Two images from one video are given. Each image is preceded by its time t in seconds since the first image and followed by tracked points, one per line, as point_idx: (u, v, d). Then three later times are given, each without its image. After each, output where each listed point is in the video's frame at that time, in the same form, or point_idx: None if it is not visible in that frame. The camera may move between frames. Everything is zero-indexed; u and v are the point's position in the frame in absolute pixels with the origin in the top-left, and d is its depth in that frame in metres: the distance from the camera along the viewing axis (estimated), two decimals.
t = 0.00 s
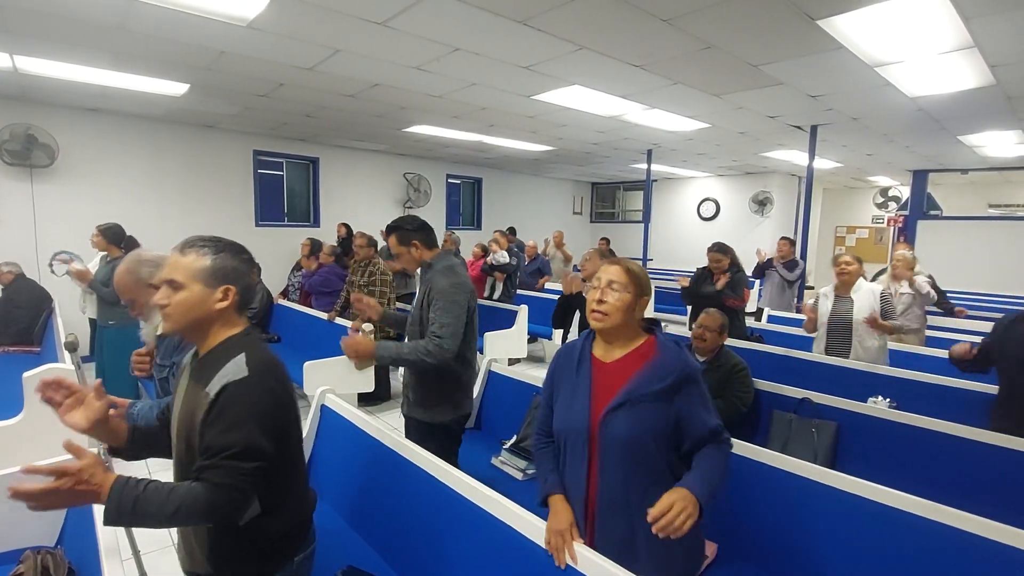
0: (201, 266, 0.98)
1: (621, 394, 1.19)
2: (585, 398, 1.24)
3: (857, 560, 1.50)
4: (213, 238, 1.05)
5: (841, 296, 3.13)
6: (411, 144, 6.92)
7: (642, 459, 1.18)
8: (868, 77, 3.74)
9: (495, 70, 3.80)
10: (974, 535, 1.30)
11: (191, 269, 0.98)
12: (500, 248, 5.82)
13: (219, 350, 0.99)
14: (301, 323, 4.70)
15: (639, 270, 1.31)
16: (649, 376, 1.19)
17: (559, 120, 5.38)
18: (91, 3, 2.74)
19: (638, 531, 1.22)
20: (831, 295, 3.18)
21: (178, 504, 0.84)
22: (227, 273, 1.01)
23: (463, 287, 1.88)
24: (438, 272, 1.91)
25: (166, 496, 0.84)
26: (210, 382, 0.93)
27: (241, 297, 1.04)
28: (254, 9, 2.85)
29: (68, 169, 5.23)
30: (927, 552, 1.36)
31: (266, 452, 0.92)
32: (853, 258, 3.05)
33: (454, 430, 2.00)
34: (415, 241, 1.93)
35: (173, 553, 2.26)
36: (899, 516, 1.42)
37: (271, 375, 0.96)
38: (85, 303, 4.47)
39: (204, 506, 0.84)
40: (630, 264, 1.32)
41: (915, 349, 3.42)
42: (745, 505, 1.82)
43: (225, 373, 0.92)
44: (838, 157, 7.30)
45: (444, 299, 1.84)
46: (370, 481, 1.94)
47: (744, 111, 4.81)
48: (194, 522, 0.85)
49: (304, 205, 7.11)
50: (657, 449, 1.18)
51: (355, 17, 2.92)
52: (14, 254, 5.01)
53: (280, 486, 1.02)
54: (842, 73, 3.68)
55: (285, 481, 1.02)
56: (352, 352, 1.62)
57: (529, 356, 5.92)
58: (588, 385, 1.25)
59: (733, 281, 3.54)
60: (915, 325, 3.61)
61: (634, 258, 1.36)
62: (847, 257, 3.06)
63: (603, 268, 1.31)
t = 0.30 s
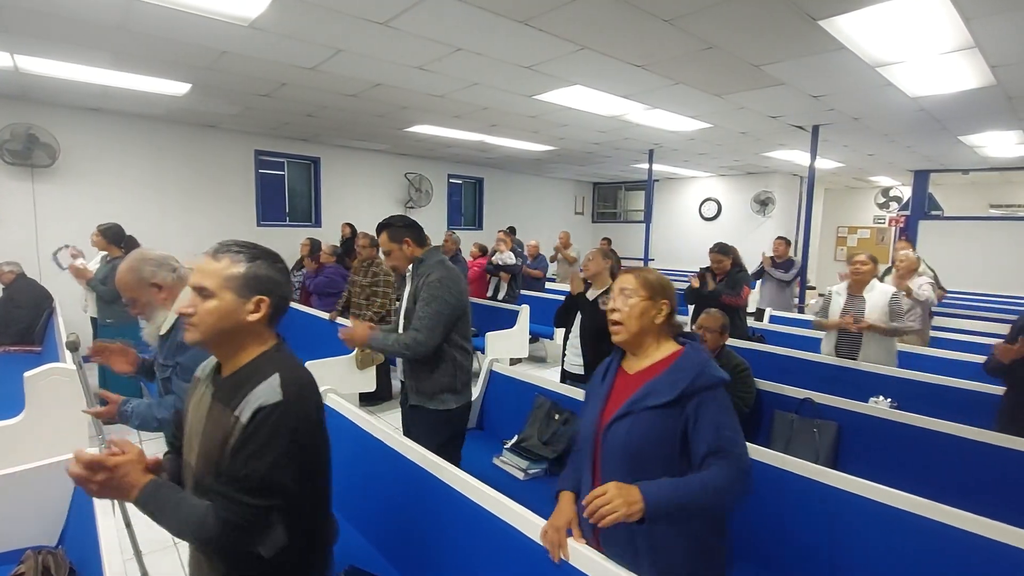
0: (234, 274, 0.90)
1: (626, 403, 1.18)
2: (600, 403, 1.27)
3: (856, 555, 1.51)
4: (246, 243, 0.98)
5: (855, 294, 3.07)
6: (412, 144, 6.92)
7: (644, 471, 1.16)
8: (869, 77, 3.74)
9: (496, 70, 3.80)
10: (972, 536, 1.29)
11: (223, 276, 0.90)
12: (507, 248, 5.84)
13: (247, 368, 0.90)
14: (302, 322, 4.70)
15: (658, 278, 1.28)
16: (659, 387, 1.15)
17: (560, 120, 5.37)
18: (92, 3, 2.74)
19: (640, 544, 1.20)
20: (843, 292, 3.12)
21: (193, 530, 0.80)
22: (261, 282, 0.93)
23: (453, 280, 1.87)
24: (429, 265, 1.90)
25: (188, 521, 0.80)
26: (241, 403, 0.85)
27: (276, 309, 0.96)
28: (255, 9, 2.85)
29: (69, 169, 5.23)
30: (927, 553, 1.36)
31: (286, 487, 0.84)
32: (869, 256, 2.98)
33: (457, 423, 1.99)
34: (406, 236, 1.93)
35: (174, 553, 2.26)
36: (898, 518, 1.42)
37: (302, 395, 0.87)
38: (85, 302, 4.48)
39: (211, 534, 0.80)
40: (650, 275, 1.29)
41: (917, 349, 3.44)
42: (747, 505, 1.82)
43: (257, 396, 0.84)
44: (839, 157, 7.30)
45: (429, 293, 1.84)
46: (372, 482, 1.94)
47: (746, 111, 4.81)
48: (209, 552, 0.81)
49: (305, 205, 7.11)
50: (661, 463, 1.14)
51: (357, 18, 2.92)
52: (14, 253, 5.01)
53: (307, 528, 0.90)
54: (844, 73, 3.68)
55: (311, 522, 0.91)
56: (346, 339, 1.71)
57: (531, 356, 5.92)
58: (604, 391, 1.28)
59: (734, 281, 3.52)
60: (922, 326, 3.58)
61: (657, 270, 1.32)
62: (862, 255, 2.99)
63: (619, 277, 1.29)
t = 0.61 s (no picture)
0: (270, 290, 0.90)
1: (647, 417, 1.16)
2: (628, 415, 1.25)
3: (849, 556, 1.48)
4: (287, 254, 0.97)
5: (878, 296, 3.08)
6: (421, 144, 6.94)
7: (659, 492, 1.11)
8: (882, 76, 3.71)
9: (505, 70, 3.79)
10: (963, 531, 1.26)
11: (258, 294, 0.90)
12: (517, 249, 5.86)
13: (286, 393, 0.90)
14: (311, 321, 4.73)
15: (714, 284, 1.21)
16: (683, 406, 1.09)
17: (569, 120, 5.36)
18: (107, 5, 2.77)
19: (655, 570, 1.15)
20: (864, 294, 3.14)
21: None
22: (299, 299, 0.92)
23: (468, 271, 1.95)
24: (433, 267, 1.94)
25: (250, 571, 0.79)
26: (288, 437, 0.84)
27: (314, 327, 0.94)
28: (267, 10, 2.87)
29: (82, 170, 5.29)
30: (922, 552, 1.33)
31: (359, 517, 0.84)
32: (894, 258, 3.00)
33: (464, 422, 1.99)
34: (409, 237, 1.92)
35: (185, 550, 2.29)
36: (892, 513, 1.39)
37: (348, 420, 0.86)
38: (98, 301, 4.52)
39: None
40: (704, 277, 1.22)
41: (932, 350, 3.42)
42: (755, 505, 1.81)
43: (305, 429, 0.83)
44: (851, 156, 7.24)
45: (466, 287, 1.93)
46: (383, 482, 1.96)
47: (756, 110, 4.78)
48: None
49: (315, 205, 7.15)
50: (673, 487, 1.09)
51: (367, 19, 2.93)
52: (29, 253, 5.07)
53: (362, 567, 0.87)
54: (856, 72, 3.65)
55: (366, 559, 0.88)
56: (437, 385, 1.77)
57: (539, 356, 5.93)
58: (634, 404, 1.26)
59: (748, 282, 3.56)
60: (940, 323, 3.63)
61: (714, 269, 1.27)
62: (887, 257, 3.01)
63: (667, 278, 1.25)
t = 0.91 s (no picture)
0: (314, 291, 0.91)
1: (680, 407, 1.14)
2: (657, 400, 1.25)
3: (867, 556, 1.47)
4: (330, 251, 0.99)
5: (923, 298, 3.06)
6: (446, 145, 6.98)
7: (689, 480, 1.10)
8: (920, 69, 3.58)
9: (530, 70, 3.79)
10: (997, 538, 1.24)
11: (303, 294, 0.92)
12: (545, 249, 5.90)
13: (328, 391, 0.92)
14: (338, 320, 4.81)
15: (765, 286, 1.20)
16: (721, 401, 1.08)
17: (595, 119, 5.33)
18: (146, 14, 2.87)
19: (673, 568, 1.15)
20: (911, 296, 3.12)
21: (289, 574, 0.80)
22: (342, 299, 0.93)
23: (510, 277, 1.97)
24: (479, 269, 1.98)
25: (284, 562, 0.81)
26: (328, 434, 0.86)
27: (357, 328, 0.96)
28: (296, 15, 2.92)
29: (121, 173, 5.49)
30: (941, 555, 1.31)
31: (392, 520, 0.85)
32: (941, 260, 2.96)
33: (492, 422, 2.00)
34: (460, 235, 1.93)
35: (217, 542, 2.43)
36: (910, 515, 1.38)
37: (387, 420, 0.88)
38: (136, 299, 4.69)
39: None
40: (758, 279, 1.21)
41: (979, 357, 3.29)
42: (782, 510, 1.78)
43: (346, 429, 0.85)
44: (886, 153, 7.01)
45: (498, 293, 1.93)
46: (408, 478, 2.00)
47: (787, 107, 4.67)
48: None
49: (343, 206, 7.25)
50: (704, 477, 1.09)
51: (394, 22, 2.97)
52: (72, 253, 5.28)
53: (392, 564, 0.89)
54: (892, 66, 3.54)
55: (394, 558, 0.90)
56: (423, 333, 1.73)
57: (564, 356, 5.91)
58: (661, 389, 1.26)
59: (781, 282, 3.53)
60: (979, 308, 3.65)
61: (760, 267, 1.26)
62: (934, 259, 2.97)
63: (719, 272, 1.25)
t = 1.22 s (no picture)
0: (350, 286, 0.93)
1: (705, 404, 1.16)
2: (672, 400, 1.23)
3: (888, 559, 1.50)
4: (360, 248, 1.00)
5: (971, 303, 2.95)
6: (473, 145, 7.02)
7: (718, 469, 1.15)
8: (966, 63, 3.43)
9: (558, 70, 3.79)
10: None
11: (340, 290, 0.93)
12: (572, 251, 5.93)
13: (369, 381, 0.95)
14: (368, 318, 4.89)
15: (756, 286, 1.27)
16: (746, 393, 1.14)
17: (623, 118, 5.28)
18: (187, 23, 2.98)
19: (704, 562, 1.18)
20: (957, 301, 3.02)
21: (335, 559, 0.84)
22: (378, 294, 0.95)
23: (558, 289, 1.99)
24: (526, 276, 1.99)
25: (323, 545, 0.85)
26: (371, 423, 0.88)
27: (391, 321, 0.98)
28: (329, 21, 2.99)
29: (163, 175, 5.70)
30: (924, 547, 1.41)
31: (428, 514, 0.88)
32: (996, 262, 2.81)
33: (526, 429, 1.98)
34: (510, 238, 1.93)
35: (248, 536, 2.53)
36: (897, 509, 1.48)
37: (427, 412, 0.90)
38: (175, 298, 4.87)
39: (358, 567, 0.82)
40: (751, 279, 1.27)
41: None
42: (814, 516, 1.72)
43: (389, 418, 0.87)
44: (929, 150, 6.75)
45: (552, 306, 1.95)
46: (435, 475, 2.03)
47: (823, 103, 4.55)
48: None
49: (372, 206, 7.36)
50: (734, 462, 1.14)
51: (423, 25, 3.01)
52: (117, 253, 5.51)
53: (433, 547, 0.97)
54: (935, 60, 3.41)
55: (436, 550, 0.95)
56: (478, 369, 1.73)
57: (590, 357, 5.88)
58: (673, 388, 1.24)
59: (816, 285, 3.36)
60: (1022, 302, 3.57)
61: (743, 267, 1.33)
62: (987, 261, 2.83)
63: (719, 275, 1.27)
